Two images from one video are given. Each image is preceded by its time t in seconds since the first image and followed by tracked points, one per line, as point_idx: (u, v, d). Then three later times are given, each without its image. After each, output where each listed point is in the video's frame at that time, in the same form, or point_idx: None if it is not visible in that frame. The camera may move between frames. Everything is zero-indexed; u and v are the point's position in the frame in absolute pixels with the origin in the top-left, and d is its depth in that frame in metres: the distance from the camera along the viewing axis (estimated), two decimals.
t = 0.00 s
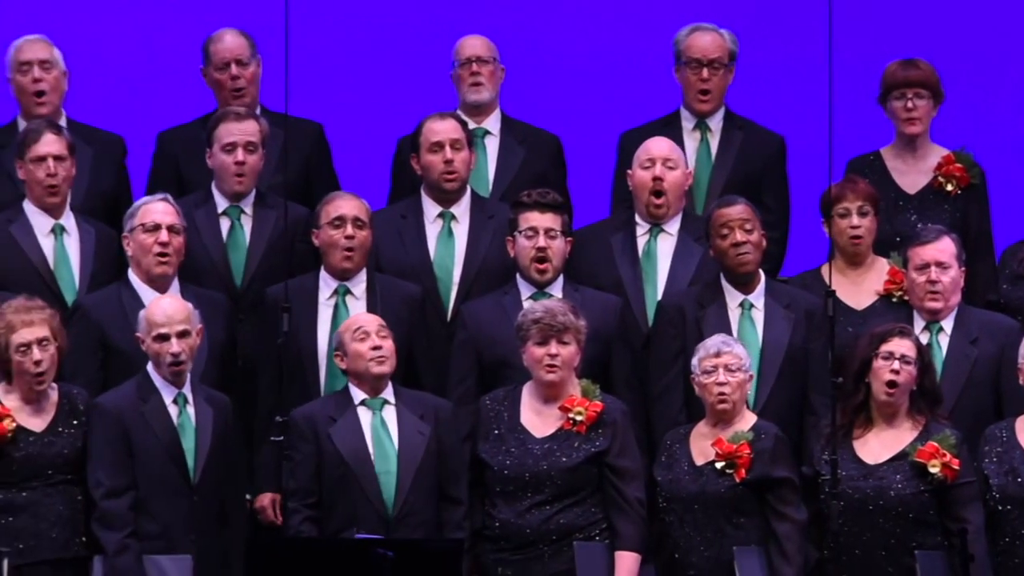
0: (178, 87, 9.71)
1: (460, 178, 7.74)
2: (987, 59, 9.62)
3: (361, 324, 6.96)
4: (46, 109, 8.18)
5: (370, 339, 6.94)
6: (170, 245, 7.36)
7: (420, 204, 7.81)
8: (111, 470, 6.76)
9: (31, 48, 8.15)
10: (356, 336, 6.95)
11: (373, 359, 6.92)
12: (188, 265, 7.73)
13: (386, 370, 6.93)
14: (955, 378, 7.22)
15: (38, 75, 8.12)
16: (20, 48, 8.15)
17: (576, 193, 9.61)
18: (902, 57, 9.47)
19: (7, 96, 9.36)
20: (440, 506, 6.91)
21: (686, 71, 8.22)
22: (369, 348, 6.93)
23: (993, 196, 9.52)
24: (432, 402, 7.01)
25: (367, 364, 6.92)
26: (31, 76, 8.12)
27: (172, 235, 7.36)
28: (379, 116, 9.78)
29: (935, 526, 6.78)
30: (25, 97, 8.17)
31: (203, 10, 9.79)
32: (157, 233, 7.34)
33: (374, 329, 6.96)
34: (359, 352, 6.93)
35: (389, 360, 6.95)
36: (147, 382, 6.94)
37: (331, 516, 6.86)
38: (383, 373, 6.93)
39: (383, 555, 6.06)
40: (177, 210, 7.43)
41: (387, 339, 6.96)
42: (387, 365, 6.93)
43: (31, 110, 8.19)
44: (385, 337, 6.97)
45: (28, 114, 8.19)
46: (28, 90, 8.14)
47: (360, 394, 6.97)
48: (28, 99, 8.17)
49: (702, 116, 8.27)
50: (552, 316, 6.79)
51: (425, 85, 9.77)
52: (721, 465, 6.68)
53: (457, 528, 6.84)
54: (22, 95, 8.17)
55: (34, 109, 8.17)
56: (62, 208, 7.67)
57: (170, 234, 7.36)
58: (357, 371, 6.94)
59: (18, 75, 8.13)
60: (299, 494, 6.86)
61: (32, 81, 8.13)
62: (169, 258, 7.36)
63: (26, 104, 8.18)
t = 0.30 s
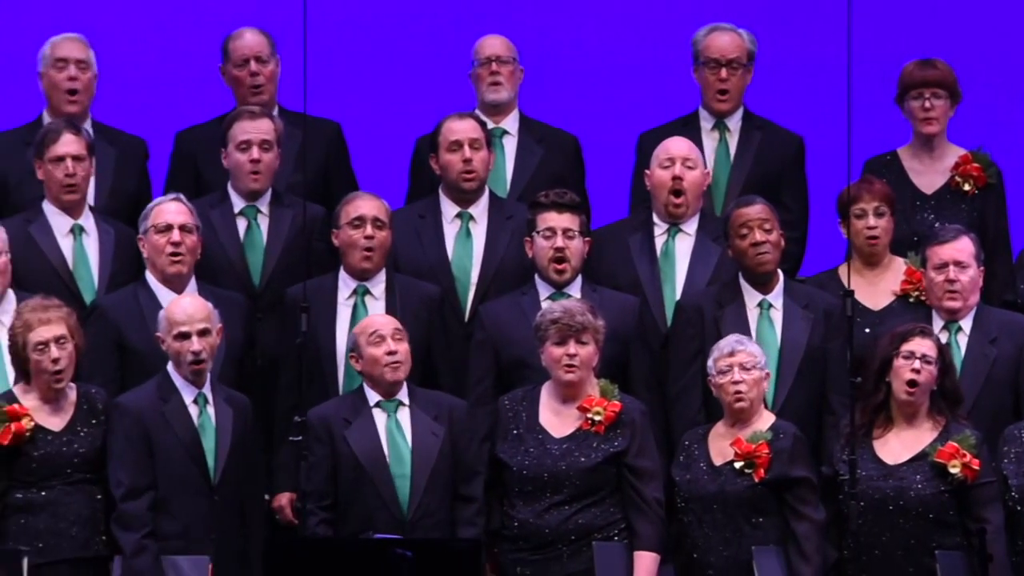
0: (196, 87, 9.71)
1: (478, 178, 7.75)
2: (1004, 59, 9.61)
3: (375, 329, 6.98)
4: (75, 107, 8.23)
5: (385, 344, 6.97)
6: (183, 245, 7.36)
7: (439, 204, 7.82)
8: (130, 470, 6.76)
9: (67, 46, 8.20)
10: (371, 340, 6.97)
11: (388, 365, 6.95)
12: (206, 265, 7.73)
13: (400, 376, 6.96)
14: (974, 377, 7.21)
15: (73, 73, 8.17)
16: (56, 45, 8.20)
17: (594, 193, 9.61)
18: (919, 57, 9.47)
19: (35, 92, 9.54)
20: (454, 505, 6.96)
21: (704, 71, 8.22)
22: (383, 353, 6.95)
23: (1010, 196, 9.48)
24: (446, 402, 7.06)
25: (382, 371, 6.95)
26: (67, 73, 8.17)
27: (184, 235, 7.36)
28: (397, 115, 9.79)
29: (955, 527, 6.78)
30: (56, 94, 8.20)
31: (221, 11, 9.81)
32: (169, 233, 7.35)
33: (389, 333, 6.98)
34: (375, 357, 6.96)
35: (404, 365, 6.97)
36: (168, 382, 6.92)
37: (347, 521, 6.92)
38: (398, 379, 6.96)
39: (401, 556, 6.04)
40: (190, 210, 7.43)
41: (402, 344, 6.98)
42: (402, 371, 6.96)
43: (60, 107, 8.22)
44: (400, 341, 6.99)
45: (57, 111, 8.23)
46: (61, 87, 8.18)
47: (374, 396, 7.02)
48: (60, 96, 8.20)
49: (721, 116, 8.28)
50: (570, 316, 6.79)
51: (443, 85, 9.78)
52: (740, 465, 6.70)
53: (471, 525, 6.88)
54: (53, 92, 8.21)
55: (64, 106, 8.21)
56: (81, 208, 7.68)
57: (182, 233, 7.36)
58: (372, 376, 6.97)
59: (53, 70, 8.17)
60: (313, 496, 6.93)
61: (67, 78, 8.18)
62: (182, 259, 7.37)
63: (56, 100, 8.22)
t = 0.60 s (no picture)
0: (218, 88, 9.72)
1: (499, 175, 7.74)
2: None
3: (389, 330, 6.97)
4: (104, 106, 8.23)
5: (399, 344, 6.96)
6: (201, 243, 7.35)
7: (460, 203, 7.82)
8: (151, 470, 6.74)
9: (100, 45, 8.22)
10: (385, 342, 6.97)
11: (402, 365, 6.95)
12: (228, 266, 7.75)
13: (415, 376, 6.97)
14: (995, 377, 7.19)
15: (106, 73, 8.19)
16: (89, 43, 8.22)
17: (615, 192, 9.61)
18: (939, 57, 9.45)
19: (61, 89, 9.57)
20: (475, 505, 6.99)
21: (723, 71, 8.22)
22: (397, 354, 6.95)
23: None
24: (463, 402, 7.09)
25: (396, 372, 6.95)
26: (99, 72, 8.19)
27: (202, 233, 7.36)
28: (417, 116, 9.80)
29: (978, 527, 6.77)
30: (86, 92, 8.21)
31: (243, 11, 9.82)
32: (187, 232, 7.35)
33: (403, 334, 6.97)
34: (389, 358, 6.96)
35: (418, 365, 6.98)
36: (189, 382, 6.94)
37: (366, 523, 6.94)
38: (412, 379, 6.97)
39: (422, 555, 6.05)
40: (208, 208, 7.43)
41: (416, 344, 6.97)
42: (415, 371, 6.97)
43: (89, 106, 8.23)
44: (413, 342, 6.98)
45: (86, 110, 8.23)
46: (93, 85, 8.19)
47: (391, 397, 7.03)
48: (90, 94, 8.21)
49: (740, 116, 8.26)
50: (592, 315, 6.75)
51: (464, 85, 9.78)
52: (762, 465, 6.69)
53: (493, 529, 6.84)
54: (83, 89, 8.21)
55: (94, 105, 8.22)
56: (103, 207, 7.68)
57: (200, 232, 7.36)
58: (387, 377, 6.98)
59: (85, 68, 8.18)
60: (332, 498, 6.93)
61: (99, 77, 8.20)
62: (200, 257, 7.36)
63: (86, 98, 8.22)
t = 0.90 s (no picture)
0: (238, 88, 9.74)
1: (518, 176, 7.75)
2: None
3: (406, 332, 6.98)
4: (122, 109, 8.24)
5: (416, 347, 6.97)
6: (218, 243, 7.36)
7: (479, 203, 7.82)
8: (170, 469, 6.72)
9: (119, 48, 8.23)
10: (402, 344, 6.98)
11: (418, 369, 6.96)
12: (249, 265, 7.76)
13: (431, 379, 6.98)
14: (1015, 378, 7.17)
15: (124, 76, 8.20)
16: (109, 46, 8.23)
17: (633, 192, 9.60)
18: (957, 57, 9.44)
19: (80, 90, 9.60)
20: (493, 505, 6.98)
21: (741, 70, 8.20)
22: (414, 357, 6.96)
23: None
24: (480, 402, 7.11)
25: (412, 375, 6.96)
26: (117, 75, 8.20)
27: (218, 233, 7.36)
28: (436, 116, 9.80)
29: (999, 527, 6.76)
30: (104, 94, 8.22)
31: (261, 11, 9.83)
32: (203, 232, 7.35)
33: (420, 336, 6.99)
34: (405, 360, 6.97)
35: (434, 368, 6.98)
36: (209, 382, 6.91)
37: (384, 523, 6.93)
38: (429, 382, 6.97)
39: (442, 554, 6.02)
40: (223, 208, 7.42)
41: (432, 347, 6.99)
42: (431, 374, 6.97)
43: (107, 108, 8.24)
44: (430, 344, 6.99)
45: (104, 112, 8.24)
46: (111, 88, 8.20)
47: (408, 398, 7.04)
48: (108, 97, 8.22)
49: (757, 115, 8.27)
50: (611, 316, 6.71)
51: (483, 85, 9.78)
52: (784, 465, 6.68)
53: (511, 528, 6.86)
54: (101, 92, 8.23)
55: (111, 107, 8.22)
56: (122, 208, 7.70)
57: (216, 232, 7.36)
58: (404, 378, 6.99)
59: (104, 71, 8.19)
60: (351, 499, 6.93)
61: (117, 80, 8.20)
62: (218, 257, 7.37)
63: (104, 101, 8.23)
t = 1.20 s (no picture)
0: (255, 88, 9.75)
1: (538, 182, 7.74)
2: None
3: (427, 337, 6.97)
4: (134, 104, 8.25)
5: (435, 353, 6.96)
6: (232, 245, 7.35)
7: (497, 204, 7.82)
8: (187, 468, 6.73)
9: (129, 46, 8.24)
10: (422, 348, 6.97)
11: (437, 374, 6.96)
12: (268, 266, 7.77)
13: (450, 384, 6.98)
14: None
15: (134, 74, 8.21)
16: (118, 44, 8.25)
17: (649, 192, 9.60)
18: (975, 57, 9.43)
19: (94, 89, 9.62)
20: (512, 507, 6.95)
21: (756, 70, 8.22)
22: (433, 363, 6.95)
23: None
24: (502, 403, 7.09)
25: (430, 379, 6.96)
26: (127, 73, 8.21)
27: (233, 235, 7.35)
28: (453, 115, 9.81)
29: (1019, 528, 6.74)
30: (115, 92, 8.24)
31: (278, 11, 9.83)
32: (217, 234, 7.34)
33: (440, 342, 6.97)
34: (425, 365, 6.96)
35: (455, 373, 6.98)
36: (226, 382, 6.90)
37: (403, 524, 6.95)
38: (448, 386, 6.97)
39: (459, 555, 6.04)
40: (236, 208, 7.41)
41: (453, 353, 6.97)
42: (451, 379, 6.97)
43: (119, 106, 8.25)
44: (451, 350, 6.98)
45: (116, 110, 8.26)
46: (121, 86, 8.22)
47: (429, 402, 7.03)
48: (119, 94, 8.24)
49: (773, 115, 8.27)
50: (628, 317, 6.68)
51: (499, 85, 9.79)
52: (803, 466, 6.68)
53: (529, 529, 6.82)
54: (112, 89, 8.24)
55: (123, 104, 8.24)
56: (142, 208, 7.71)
57: (230, 234, 7.35)
58: (422, 382, 7.00)
59: (114, 69, 8.21)
60: (370, 501, 6.94)
61: (128, 78, 8.22)
62: (233, 259, 7.35)
63: (115, 99, 8.25)
